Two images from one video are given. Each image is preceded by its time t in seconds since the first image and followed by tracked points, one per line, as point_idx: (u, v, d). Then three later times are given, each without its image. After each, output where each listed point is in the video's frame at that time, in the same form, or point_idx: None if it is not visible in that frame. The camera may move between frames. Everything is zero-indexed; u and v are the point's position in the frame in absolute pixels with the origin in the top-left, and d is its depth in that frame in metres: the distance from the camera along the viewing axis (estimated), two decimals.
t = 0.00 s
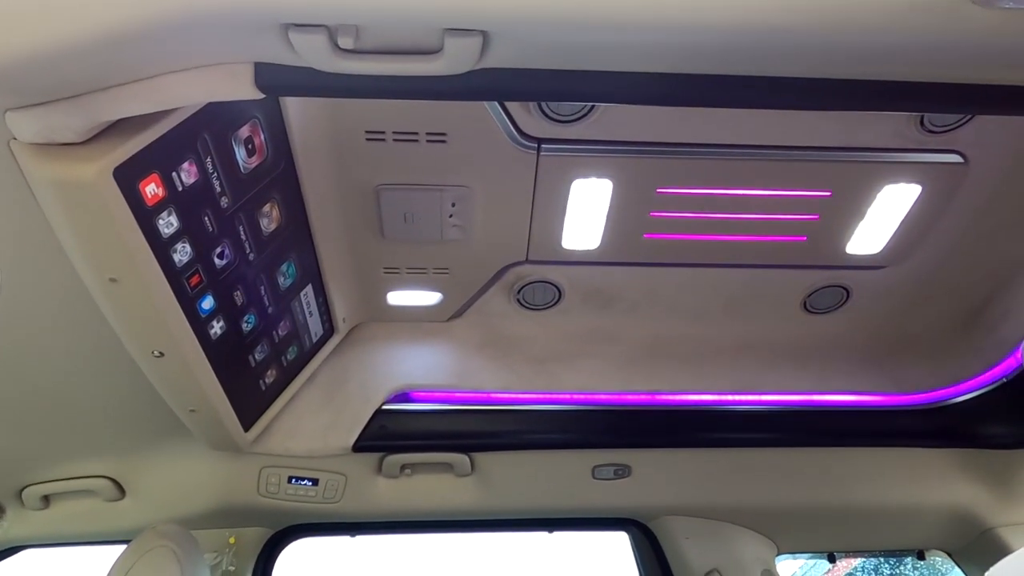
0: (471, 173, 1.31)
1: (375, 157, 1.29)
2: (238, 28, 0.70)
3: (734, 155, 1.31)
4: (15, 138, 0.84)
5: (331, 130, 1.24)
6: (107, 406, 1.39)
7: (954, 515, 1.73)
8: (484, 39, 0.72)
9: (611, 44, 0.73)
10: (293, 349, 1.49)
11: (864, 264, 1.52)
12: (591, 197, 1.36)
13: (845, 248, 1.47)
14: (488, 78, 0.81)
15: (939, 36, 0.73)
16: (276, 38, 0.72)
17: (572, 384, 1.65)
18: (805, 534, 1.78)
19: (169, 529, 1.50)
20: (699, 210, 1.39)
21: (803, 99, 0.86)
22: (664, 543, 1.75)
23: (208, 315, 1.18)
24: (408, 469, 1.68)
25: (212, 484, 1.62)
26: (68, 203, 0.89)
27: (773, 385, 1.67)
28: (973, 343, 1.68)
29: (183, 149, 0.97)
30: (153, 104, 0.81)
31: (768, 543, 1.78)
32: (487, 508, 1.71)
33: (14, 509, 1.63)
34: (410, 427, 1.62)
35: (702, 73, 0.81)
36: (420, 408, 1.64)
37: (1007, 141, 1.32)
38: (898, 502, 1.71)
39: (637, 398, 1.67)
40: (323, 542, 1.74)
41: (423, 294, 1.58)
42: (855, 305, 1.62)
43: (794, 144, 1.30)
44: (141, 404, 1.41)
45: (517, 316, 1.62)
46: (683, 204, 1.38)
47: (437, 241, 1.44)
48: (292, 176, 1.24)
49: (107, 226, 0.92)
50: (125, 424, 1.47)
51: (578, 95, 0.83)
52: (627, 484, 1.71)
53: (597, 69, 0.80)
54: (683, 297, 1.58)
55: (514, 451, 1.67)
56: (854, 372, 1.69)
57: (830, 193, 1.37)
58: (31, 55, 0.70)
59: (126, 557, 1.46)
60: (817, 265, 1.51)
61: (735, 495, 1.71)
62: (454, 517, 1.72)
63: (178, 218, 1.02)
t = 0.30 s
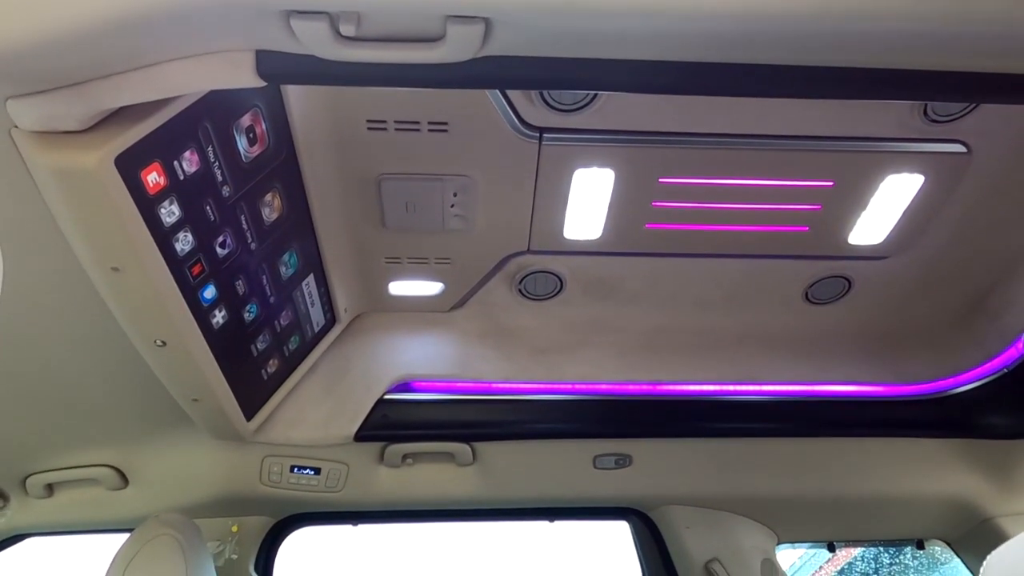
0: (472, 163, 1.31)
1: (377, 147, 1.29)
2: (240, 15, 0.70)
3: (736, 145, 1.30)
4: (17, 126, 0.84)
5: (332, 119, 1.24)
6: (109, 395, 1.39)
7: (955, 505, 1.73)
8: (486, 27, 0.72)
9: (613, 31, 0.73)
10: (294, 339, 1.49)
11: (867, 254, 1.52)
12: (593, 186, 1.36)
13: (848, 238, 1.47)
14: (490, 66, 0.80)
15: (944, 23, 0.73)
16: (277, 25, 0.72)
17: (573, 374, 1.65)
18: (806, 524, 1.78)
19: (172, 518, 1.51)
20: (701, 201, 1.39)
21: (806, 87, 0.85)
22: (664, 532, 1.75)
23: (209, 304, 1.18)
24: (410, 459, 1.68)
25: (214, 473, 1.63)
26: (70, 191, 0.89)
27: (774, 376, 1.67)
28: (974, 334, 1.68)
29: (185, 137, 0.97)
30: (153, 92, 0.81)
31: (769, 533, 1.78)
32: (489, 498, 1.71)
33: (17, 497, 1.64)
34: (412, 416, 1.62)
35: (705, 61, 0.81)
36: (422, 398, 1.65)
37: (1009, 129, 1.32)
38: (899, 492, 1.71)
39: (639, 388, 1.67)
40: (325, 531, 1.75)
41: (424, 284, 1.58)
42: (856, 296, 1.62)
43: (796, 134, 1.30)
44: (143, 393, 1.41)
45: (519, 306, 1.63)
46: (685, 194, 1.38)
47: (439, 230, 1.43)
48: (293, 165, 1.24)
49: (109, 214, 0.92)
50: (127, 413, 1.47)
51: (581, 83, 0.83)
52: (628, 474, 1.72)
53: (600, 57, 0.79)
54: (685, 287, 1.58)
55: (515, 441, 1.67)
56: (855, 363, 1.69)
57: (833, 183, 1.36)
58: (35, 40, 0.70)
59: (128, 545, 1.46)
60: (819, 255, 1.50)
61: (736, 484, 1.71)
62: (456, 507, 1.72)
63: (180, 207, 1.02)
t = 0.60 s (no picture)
0: (467, 156, 1.31)
1: (371, 139, 1.28)
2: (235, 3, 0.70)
3: (731, 141, 1.30)
4: (8, 115, 0.83)
5: (327, 111, 1.24)
6: (101, 385, 1.39)
7: (944, 501, 1.74)
8: (482, 18, 0.72)
9: (610, 25, 0.73)
10: (288, 331, 1.49)
11: (860, 251, 1.52)
12: (589, 181, 1.36)
13: (841, 235, 1.47)
14: (488, 57, 0.80)
15: (943, 19, 0.73)
16: (270, 13, 0.71)
17: (566, 368, 1.65)
18: (797, 520, 1.79)
19: (162, 509, 1.51)
20: (696, 197, 1.39)
21: (803, 83, 0.85)
22: (656, 527, 1.76)
23: (202, 296, 1.18)
24: (403, 452, 1.68)
25: (206, 465, 1.62)
26: (61, 180, 0.88)
27: (767, 372, 1.68)
28: (966, 332, 1.68)
29: (178, 127, 0.96)
30: (146, 79, 0.80)
31: (760, 528, 1.79)
32: (481, 491, 1.71)
33: (7, 488, 1.63)
34: (406, 409, 1.62)
35: (703, 56, 0.80)
36: (415, 391, 1.63)
37: (1003, 128, 1.32)
38: (889, 488, 1.72)
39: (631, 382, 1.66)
40: (317, 523, 1.75)
41: (418, 277, 1.58)
42: (849, 293, 1.62)
43: (791, 130, 1.30)
44: (134, 383, 1.41)
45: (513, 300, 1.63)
46: (680, 190, 1.38)
47: (434, 224, 1.43)
48: (287, 157, 1.24)
49: (101, 204, 0.91)
50: (118, 404, 1.47)
51: (578, 76, 0.83)
52: (620, 469, 1.72)
53: (597, 50, 0.79)
54: (678, 282, 1.58)
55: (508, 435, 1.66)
56: (847, 359, 1.70)
57: (828, 180, 1.36)
58: (28, 24, 0.69)
59: (118, 536, 1.46)
60: (812, 252, 1.51)
61: (728, 479, 1.72)
62: (448, 500, 1.72)
63: (173, 197, 1.02)
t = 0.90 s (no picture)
0: (459, 153, 1.30)
1: (363, 136, 1.28)
2: None
3: (723, 140, 1.30)
4: None
5: (319, 107, 1.23)
6: (90, 381, 1.38)
7: (933, 499, 1.75)
8: (474, 15, 0.72)
9: (603, 22, 0.73)
10: (279, 328, 1.48)
11: (851, 251, 1.52)
12: (581, 179, 1.36)
13: (832, 235, 1.47)
14: (480, 54, 0.80)
15: (934, 19, 0.73)
16: (261, 7, 0.71)
17: (558, 366, 1.65)
18: (786, 517, 1.79)
19: (151, 506, 1.50)
20: (688, 196, 1.39)
21: (796, 83, 0.85)
22: (647, 524, 1.76)
23: (192, 292, 1.17)
24: (394, 450, 1.67)
25: (196, 463, 1.62)
26: (49, 175, 0.87)
27: (758, 370, 1.68)
28: (955, 332, 1.69)
29: (168, 121, 0.96)
30: (133, 73, 0.79)
31: (750, 526, 1.80)
32: (472, 489, 1.70)
33: None
34: (398, 406, 1.62)
35: (696, 55, 0.80)
36: (407, 388, 1.64)
37: (993, 128, 1.32)
38: (879, 486, 1.73)
39: (623, 379, 1.67)
40: (308, 521, 1.74)
41: (410, 275, 1.58)
42: (840, 292, 1.63)
43: (783, 129, 1.30)
44: (124, 379, 1.40)
45: (505, 297, 1.63)
46: (672, 188, 1.38)
47: (426, 221, 1.43)
48: (278, 152, 1.23)
49: (90, 199, 0.91)
50: (107, 400, 1.46)
51: (571, 73, 0.82)
52: (610, 467, 1.72)
53: (590, 48, 0.79)
54: (670, 281, 1.58)
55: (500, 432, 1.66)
56: (838, 357, 1.71)
57: (820, 180, 1.37)
58: (16, 16, 0.69)
59: (107, 533, 1.45)
60: (804, 251, 1.51)
61: (718, 477, 1.73)
62: (439, 498, 1.72)
63: (163, 192, 1.01)
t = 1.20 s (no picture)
0: (457, 151, 1.30)
1: (361, 134, 1.28)
2: None
3: (720, 137, 1.31)
4: None
5: (317, 104, 1.23)
6: (88, 380, 1.38)
7: (930, 495, 1.75)
8: (472, 12, 0.71)
9: (601, 19, 0.73)
10: (277, 326, 1.48)
11: (848, 248, 1.52)
12: (579, 176, 1.36)
13: (830, 232, 1.48)
14: (478, 51, 0.80)
15: (931, 17, 0.73)
16: (259, 5, 0.71)
17: (557, 364, 1.65)
18: (784, 514, 1.80)
19: (150, 505, 1.50)
20: (686, 193, 1.39)
21: (793, 80, 0.85)
22: (646, 522, 1.77)
23: (190, 290, 1.17)
24: (392, 448, 1.68)
25: (194, 461, 1.62)
26: (46, 173, 0.87)
27: (756, 367, 1.68)
28: (953, 329, 1.69)
29: (165, 120, 0.96)
30: (130, 71, 0.79)
31: (748, 523, 1.80)
32: (470, 487, 1.71)
33: None
34: (396, 404, 1.62)
35: (694, 52, 0.80)
36: (405, 387, 1.64)
37: (991, 126, 1.32)
38: (877, 483, 1.73)
39: (621, 377, 1.67)
40: (307, 519, 1.74)
41: (409, 273, 1.58)
42: (838, 289, 1.63)
43: (781, 127, 1.30)
44: (122, 378, 1.40)
45: (503, 295, 1.63)
46: (670, 186, 1.38)
47: (424, 219, 1.43)
48: (275, 150, 1.23)
49: (88, 198, 0.91)
50: (105, 399, 1.46)
51: (569, 70, 0.82)
52: (609, 464, 1.72)
53: (588, 45, 0.79)
54: (668, 278, 1.59)
55: (498, 430, 1.67)
56: (836, 355, 1.71)
57: (817, 177, 1.37)
58: (15, 13, 0.69)
59: (106, 532, 1.45)
60: (802, 248, 1.51)
61: (716, 474, 1.73)
62: (438, 496, 1.72)
63: (160, 191, 1.01)
